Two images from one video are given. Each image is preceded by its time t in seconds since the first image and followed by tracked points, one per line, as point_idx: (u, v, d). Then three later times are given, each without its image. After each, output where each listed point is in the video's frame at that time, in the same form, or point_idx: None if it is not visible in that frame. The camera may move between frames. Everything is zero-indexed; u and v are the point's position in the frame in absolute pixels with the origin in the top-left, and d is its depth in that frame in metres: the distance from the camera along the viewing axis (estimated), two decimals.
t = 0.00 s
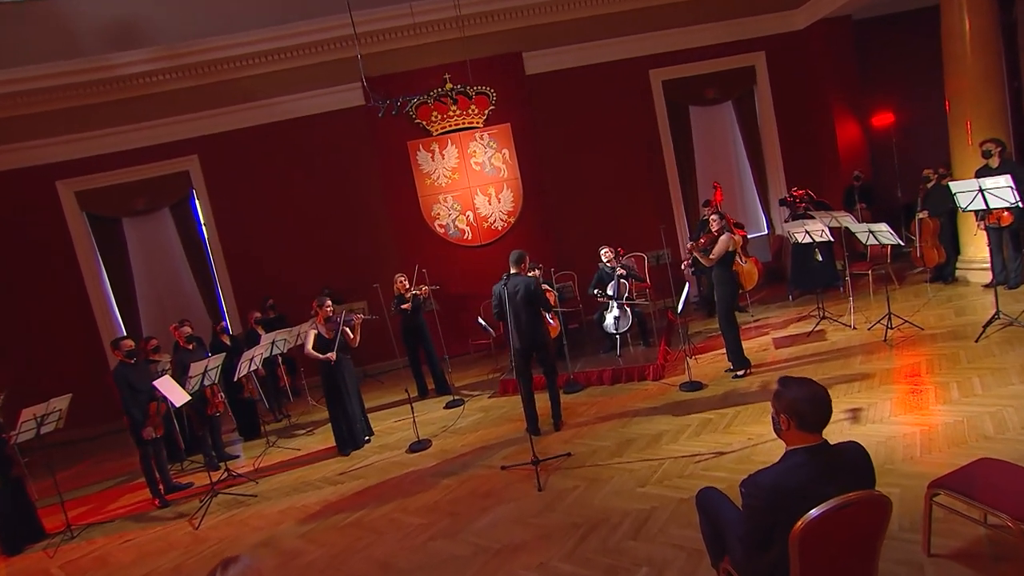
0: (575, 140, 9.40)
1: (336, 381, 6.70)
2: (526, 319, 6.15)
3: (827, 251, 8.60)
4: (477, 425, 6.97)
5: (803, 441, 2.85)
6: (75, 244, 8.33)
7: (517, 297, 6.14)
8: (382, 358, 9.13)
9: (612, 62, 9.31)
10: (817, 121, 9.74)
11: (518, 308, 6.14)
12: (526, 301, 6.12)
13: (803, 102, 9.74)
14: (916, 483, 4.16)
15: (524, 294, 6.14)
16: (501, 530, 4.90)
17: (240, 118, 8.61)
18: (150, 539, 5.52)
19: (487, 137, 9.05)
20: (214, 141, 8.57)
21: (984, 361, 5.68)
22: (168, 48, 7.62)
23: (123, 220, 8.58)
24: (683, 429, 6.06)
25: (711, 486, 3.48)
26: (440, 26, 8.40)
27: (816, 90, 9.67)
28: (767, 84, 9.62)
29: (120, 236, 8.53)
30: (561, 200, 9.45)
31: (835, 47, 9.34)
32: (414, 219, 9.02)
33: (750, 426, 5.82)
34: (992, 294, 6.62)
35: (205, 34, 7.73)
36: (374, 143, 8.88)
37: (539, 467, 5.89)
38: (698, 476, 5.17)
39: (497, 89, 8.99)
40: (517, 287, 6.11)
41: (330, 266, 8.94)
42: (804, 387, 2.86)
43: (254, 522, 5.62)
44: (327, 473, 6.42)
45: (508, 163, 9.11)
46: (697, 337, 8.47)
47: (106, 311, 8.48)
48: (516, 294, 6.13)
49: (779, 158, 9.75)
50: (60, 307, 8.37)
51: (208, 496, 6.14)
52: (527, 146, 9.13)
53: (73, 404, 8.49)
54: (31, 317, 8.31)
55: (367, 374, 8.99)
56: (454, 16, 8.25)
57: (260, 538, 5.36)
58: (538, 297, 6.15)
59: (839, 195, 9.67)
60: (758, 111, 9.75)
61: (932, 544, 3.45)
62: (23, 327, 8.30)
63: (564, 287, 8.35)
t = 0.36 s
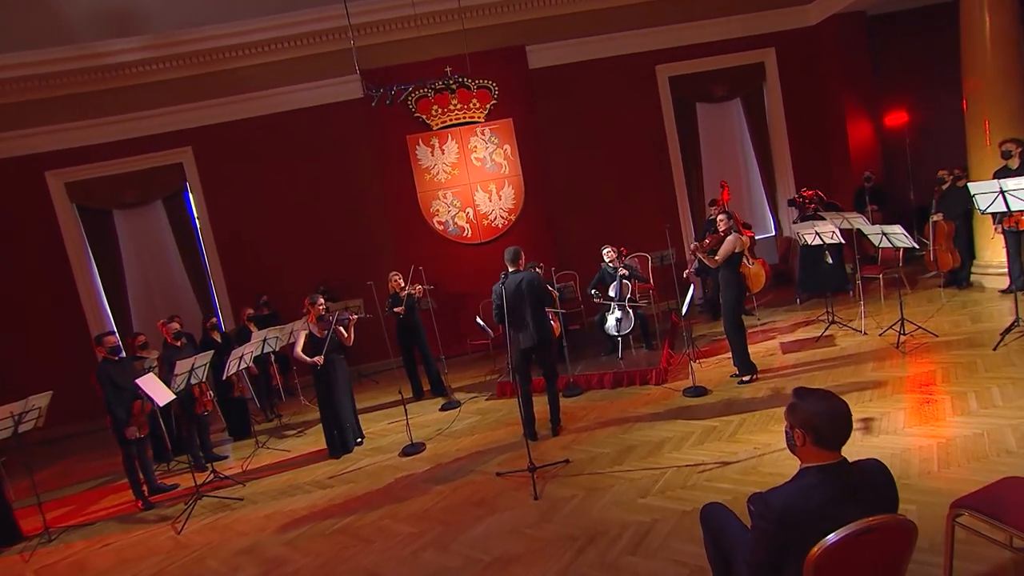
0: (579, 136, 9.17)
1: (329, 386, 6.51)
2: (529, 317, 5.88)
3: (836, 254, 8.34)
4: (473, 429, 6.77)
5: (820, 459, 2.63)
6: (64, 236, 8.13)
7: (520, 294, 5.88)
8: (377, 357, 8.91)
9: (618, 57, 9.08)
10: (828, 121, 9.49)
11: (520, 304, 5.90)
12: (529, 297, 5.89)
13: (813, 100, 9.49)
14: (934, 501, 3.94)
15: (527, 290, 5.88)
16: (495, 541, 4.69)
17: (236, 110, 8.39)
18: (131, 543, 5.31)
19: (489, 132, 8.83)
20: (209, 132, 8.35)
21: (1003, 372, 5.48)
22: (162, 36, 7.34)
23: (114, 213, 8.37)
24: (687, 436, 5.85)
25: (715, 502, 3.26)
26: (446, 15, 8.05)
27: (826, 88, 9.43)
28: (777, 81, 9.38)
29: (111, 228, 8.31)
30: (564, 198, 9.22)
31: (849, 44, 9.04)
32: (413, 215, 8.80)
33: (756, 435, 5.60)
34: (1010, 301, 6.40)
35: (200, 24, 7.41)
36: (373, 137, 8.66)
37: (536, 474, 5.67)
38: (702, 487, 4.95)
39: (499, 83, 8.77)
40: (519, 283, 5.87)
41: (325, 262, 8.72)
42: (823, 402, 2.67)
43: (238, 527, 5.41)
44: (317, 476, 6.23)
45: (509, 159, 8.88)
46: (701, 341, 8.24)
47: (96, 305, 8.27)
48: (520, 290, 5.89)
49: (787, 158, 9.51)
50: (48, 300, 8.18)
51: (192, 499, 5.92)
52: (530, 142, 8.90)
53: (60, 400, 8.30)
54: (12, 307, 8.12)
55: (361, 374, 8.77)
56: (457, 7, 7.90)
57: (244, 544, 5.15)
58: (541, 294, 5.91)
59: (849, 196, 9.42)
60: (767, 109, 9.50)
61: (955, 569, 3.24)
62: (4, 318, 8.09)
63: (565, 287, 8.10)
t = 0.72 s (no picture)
0: (581, 133, 8.94)
1: (321, 386, 6.28)
2: (526, 314, 5.73)
3: (846, 257, 8.10)
4: (468, 433, 6.56)
5: (838, 480, 2.41)
6: (52, 229, 7.92)
7: (519, 291, 5.69)
8: (371, 357, 8.70)
9: (623, 52, 8.85)
10: (837, 120, 9.24)
11: (518, 301, 5.72)
12: (528, 294, 5.73)
13: (823, 99, 9.26)
14: (952, 519, 3.71)
15: (526, 287, 5.71)
16: (487, 552, 4.47)
17: (229, 100, 8.16)
18: (109, 547, 5.10)
19: (489, 127, 8.59)
20: (201, 124, 8.13)
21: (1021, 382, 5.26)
22: (156, 23, 7.33)
23: (104, 205, 8.13)
24: (689, 445, 5.62)
25: (718, 518, 3.03)
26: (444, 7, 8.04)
27: (836, 87, 9.19)
28: (786, 78, 9.14)
29: (100, 222, 8.08)
30: (565, 196, 8.99)
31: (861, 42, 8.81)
32: (410, 212, 8.57)
33: (761, 444, 5.38)
34: None
35: (194, 11, 7.44)
36: (370, 130, 8.43)
37: (531, 482, 5.45)
38: (705, 498, 4.72)
39: (501, 77, 8.55)
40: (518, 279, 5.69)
41: (319, 258, 8.50)
42: (840, 415, 2.44)
43: (221, 533, 5.19)
44: (305, 479, 6.01)
45: (510, 155, 8.66)
46: (704, 344, 8.00)
47: (84, 300, 8.05)
48: (519, 287, 5.71)
49: (796, 158, 9.26)
50: (35, 294, 7.97)
51: (174, 502, 5.71)
52: (532, 138, 8.68)
53: (46, 397, 8.08)
54: (12, 307, 7.94)
55: (355, 374, 8.57)
56: None
57: (225, 550, 4.94)
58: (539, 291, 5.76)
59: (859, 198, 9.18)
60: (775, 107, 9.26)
61: None
62: (7, 320, 7.92)
63: (565, 287, 7.86)
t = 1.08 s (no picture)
0: (584, 129, 8.71)
1: (309, 386, 6.08)
2: (518, 315, 5.53)
3: (855, 260, 7.86)
4: (462, 437, 6.36)
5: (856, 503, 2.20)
6: (39, 220, 7.71)
7: (513, 291, 5.51)
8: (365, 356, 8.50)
9: (628, 47, 8.63)
10: (847, 119, 9.00)
11: (512, 301, 5.53)
12: (522, 293, 5.55)
13: (833, 98, 9.01)
14: (970, 540, 3.48)
15: (520, 286, 5.54)
16: (476, 565, 4.25)
17: (223, 91, 7.95)
18: (84, 552, 4.90)
19: (489, 122, 8.37)
20: (194, 114, 7.92)
21: None
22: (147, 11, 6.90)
23: (93, 196, 7.92)
24: (691, 453, 5.40)
25: (723, 536, 2.81)
26: None
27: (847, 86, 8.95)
28: (795, 76, 8.90)
29: (88, 213, 7.87)
30: (567, 194, 8.77)
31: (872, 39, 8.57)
32: (407, 208, 8.36)
33: (766, 454, 5.15)
34: None
35: None
36: (367, 124, 8.22)
37: (525, 490, 5.24)
38: (706, 511, 4.50)
39: (502, 71, 8.33)
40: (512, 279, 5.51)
41: (313, 255, 8.29)
42: (857, 432, 2.23)
43: (201, 538, 4.99)
44: (292, 483, 5.81)
45: (510, 151, 8.43)
46: (707, 348, 7.78)
47: (71, 294, 7.85)
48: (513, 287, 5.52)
49: (804, 158, 9.02)
50: (21, 287, 7.78)
51: (154, 505, 5.50)
52: (533, 133, 8.46)
53: (31, 393, 7.89)
54: (10, 306, 7.77)
55: (349, 373, 8.37)
56: None
57: (204, 557, 4.73)
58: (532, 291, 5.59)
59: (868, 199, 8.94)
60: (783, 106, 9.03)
61: None
62: (5, 319, 7.76)
63: (565, 287, 7.64)
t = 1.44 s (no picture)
0: (589, 126, 8.48)
1: (299, 386, 5.87)
2: (513, 317, 5.34)
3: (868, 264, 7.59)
4: (456, 440, 6.16)
5: (877, 533, 1.97)
6: (27, 209, 7.51)
7: (507, 292, 5.31)
8: (361, 355, 8.30)
9: (635, 41, 8.40)
10: (860, 119, 8.75)
11: (506, 303, 5.33)
12: (516, 295, 5.35)
13: (846, 97, 8.76)
14: (992, 565, 3.25)
15: (514, 287, 5.35)
16: None
17: (218, 81, 7.75)
18: (59, 556, 4.71)
19: (491, 116, 8.14)
20: (188, 104, 7.72)
21: None
22: None
23: (83, 186, 7.72)
24: (694, 463, 5.18)
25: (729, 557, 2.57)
26: None
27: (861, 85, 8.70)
28: (808, 73, 8.65)
29: (78, 204, 7.67)
30: (570, 191, 8.54)
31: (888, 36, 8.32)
32: (406, 204, 8.14)
33: (772, 466, 4.92)
34: None
35: None
36: (365, 116, 8.00)
37: (520, 499, 5.02)
38: (709, 525, 4.27)
39: (505, 64, 8.10)
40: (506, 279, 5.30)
41: (309, 250, 8.08)
42: (880, 454, 1.99)
43: (181, 543, 4.80)
44: (279, 486, 5.61)
45: (513, 146, 8.21)
46: (712, 353, 7.55)
47: (60, 286, 7.66)
48: (507, 288, 5.33)
49: (815, 158, 8.77)
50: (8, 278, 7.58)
51: (136, 507, 5.29)
52: (536, 129, 8.24)
53: (17, 387, 7.70)
54: None
55: (344, 373, 8.18)
56: None
57: (183, 564, 4.54)
58: (527, 292, 5.39)
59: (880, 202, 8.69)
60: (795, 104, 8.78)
61: None
62: None
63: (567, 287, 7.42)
